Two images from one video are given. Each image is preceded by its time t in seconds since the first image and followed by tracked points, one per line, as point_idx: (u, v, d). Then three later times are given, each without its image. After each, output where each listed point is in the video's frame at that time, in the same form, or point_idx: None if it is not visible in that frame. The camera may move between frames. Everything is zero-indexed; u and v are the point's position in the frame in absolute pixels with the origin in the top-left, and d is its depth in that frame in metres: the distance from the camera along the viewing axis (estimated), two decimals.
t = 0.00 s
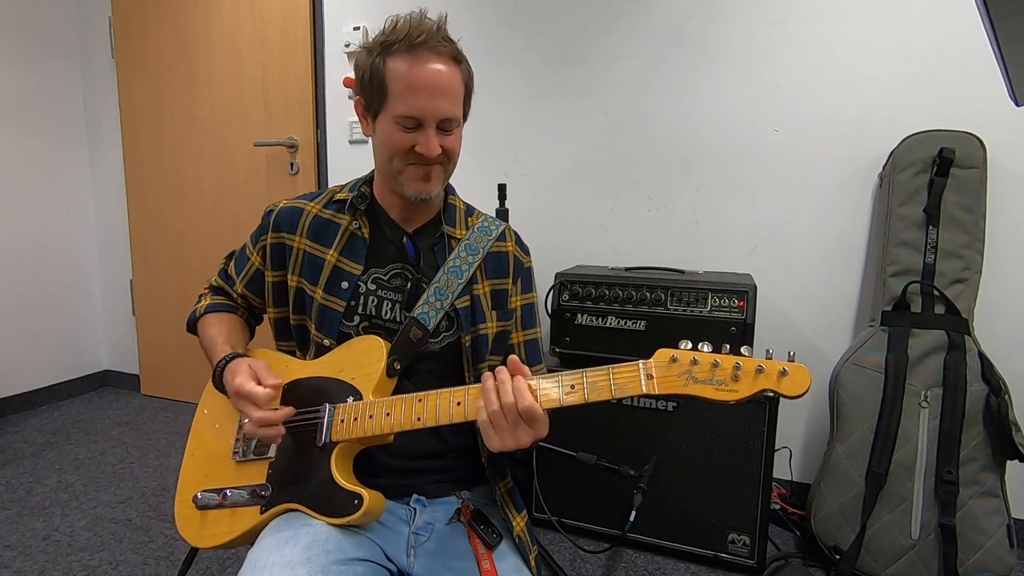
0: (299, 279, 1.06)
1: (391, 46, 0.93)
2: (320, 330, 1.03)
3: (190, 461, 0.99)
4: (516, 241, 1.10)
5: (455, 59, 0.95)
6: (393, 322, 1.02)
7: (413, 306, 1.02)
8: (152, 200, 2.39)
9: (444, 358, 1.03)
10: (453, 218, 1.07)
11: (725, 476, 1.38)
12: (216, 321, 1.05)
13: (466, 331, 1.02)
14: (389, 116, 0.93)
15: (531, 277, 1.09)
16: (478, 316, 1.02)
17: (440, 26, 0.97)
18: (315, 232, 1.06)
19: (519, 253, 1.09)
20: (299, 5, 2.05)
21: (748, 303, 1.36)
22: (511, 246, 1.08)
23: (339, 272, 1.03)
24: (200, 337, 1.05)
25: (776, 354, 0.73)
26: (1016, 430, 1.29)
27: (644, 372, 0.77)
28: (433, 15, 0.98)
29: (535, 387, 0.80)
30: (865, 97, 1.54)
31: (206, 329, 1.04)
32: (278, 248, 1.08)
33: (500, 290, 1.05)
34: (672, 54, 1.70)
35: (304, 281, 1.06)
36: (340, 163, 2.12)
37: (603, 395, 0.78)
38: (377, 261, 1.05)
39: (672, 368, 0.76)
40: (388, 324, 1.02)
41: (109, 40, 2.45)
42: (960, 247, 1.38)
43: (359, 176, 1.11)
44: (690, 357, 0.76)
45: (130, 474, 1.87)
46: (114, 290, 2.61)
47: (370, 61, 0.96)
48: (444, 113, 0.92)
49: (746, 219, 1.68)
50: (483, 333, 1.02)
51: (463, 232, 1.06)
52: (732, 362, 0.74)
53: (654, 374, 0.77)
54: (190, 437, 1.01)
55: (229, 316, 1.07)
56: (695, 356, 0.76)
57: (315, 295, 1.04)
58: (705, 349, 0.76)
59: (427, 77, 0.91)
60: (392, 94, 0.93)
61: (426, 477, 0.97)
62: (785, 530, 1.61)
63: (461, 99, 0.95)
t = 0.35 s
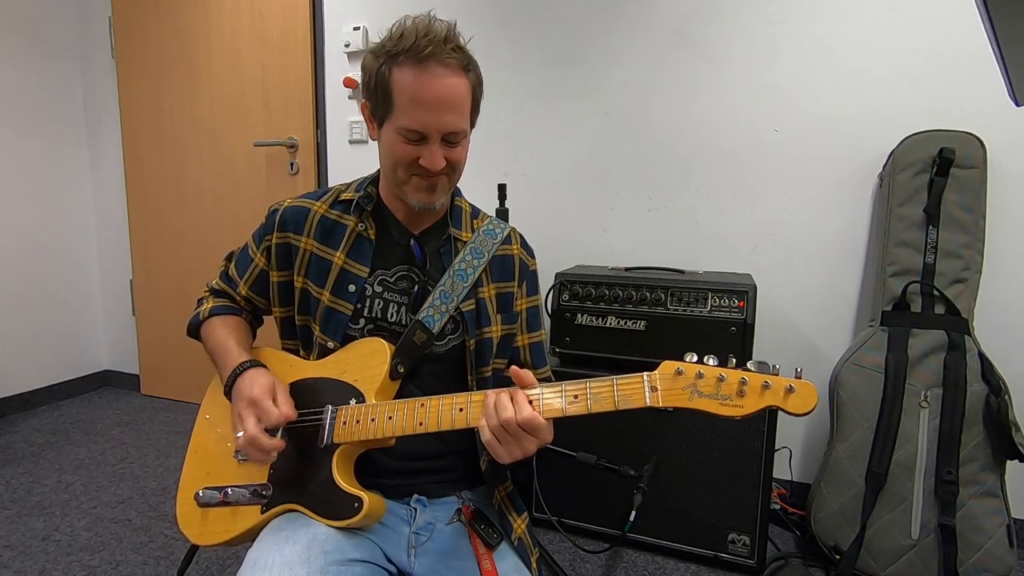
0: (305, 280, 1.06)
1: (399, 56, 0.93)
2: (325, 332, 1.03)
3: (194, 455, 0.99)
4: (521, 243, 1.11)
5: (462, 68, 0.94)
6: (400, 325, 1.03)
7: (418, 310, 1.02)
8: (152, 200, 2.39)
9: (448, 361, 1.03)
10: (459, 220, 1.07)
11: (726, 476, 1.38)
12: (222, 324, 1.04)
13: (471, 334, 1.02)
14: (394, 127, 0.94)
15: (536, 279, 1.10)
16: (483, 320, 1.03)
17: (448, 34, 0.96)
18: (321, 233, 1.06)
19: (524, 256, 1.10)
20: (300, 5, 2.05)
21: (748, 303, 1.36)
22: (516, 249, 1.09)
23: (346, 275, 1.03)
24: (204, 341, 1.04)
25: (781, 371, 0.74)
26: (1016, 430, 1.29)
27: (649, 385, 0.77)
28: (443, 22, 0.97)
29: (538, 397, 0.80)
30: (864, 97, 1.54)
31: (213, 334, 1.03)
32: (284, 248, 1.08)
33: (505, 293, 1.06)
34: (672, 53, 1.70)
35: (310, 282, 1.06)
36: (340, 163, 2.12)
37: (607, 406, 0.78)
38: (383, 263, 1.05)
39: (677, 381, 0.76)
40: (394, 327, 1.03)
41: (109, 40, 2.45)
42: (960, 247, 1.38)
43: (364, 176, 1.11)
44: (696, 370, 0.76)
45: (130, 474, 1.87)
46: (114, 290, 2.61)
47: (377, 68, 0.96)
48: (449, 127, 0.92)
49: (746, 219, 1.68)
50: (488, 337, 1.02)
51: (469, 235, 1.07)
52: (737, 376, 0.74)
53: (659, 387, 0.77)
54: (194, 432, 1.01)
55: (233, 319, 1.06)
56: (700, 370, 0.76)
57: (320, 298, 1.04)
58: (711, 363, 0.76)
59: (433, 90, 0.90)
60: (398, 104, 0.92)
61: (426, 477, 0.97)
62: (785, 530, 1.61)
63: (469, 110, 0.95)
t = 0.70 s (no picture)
0: (308, 278, 1.06)
1: (399, 63, 0.93)
2: (328, 332, 1.03)
3: (195, 453, 0.98)
4: (528, 248, 1.10)
5: (463, 74, 0.93)
6: (401, 327, 1.02)
7: (422, 312, 1.02)
8: (152, 200, 2.39)
9: (449, 363, 1.03)
10: (465, 222, 1.07)
11: (726, 476, 1.37)
12: (226, 321, 1.05)
13: (474, 338, 1.02)
14: (395, 134, 0.94)
15: (541, 285, 1.10)
16: (487, 324, 1.03)
17: (448, 38, 0.95)
18: (326, 232, 1.06)
19: (530, 261, 1.09)
20: (300, 5, 2.05)
21: (748, 303, 1.36)
22: (522, 253, 1.08)
23: (349, 275, 1.04)
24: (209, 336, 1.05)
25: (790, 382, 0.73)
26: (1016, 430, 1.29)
27: (656, 393, 0.77)
28: (444, 27, 0.97)
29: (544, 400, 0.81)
30: (864, 97, 1.54)
31: (218, 330, 1.04)
32: (287, 246, 1.08)
33: (509, 298, 1.06)
34: (672, 53, 1.70)
35: (312, 281, 1.06)
36: (340, 163, 2.12)
37: (613, 413, 0.78)
38: (386, 264, 1.05)
39: (684, 390, 0.76)
40: (396, 328, 1.03)
41: (109, 40, 2.45)
42: (960, 247, 1.38)
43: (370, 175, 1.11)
44: (703, 380, 0.76)
45: (130, 474, 1.87)
46: (114, 290, 2.61)
47: (379, 75, 0.96)
48: (449, 133, 0.91)
49: (747, 219, 1.68)
50: (491, 342, 1.03)
51: (475, 237, 1.06)
52: (746, 388, 0.74)
53: (666, 396, 0.76)
54: (196, 427, 1.01)
55: (239, 316, 1.07)
56: (708, 380, 0.75)
57: (323, 297, 1.04)
58: (718, 372, 0.75)
59: (431, 97, 0.90)
60: (398, 112, 0.93)
61: (427, 478, 0.97)
62: (785, 530, 1.61)
63: (469, 116, 0.94)
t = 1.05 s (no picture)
0: (308, 278, 1.07)
1: (405, 59, 0.93)
2: (328, 332, 1.04)
3: (193, 451, 0.98)
4: (528, 251, 1.10)
5: (468, 73, 0.94)
6: (401, 328, 1.03)
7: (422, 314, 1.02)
8: (152, 200, 2.39)
9: (448, 364, 1.04)
10: (466, 225, 1.06)
11: (726, 477, 1.37)
12: (227, 317, 1.06)
13: (473, 341, 1.03)
14: (398, 131, 0.94)
15: (539, 289, 1.08)
16: (486, 327, 1.03)
17: (455, 37, 0.95)
18: (326, 232, 1.06)
19: (530, 264, 1.09)
20: (299, 5, 2.05)
21: (748, 304, 1.36)
22: (522, 257, 1.08)
23: (349, 275, 1.04)
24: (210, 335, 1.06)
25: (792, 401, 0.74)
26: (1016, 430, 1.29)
27: (659, 406, 0.77)
28: (451, 26, 0.97)
29: (547, 408, 0.81)
30: (864, 96, 1.54)
31: (217, 327, 1.05)
32: (288, 246, 1.08)
33: (508, 301, 1.05)
34: (672, 53, 1.70)
35: (312, 281, 1.06)
36: (340, 163, 2.12)
37: (615, 425, 0.78)
38: (386, 264, 1.05)
39: (687, 405, 0.76)
40: (397, 329, 1.03)
41: (109, 40, 2.45)
42: (960, 247, 1.38)
43: (371, 175, 1.11)
44: (706, 395, 0.76)
45: (130, 474, 1.87)
46: (114, 290, 2.61)
47: (385, 71, 0.96)
48: (452, 131, 0.91)
49: (747, 219, 1.68)
50: (490, 345, 1.03)
51: (475, 240, 1.06)
52: (748, 404, 0.74)
53: (669, 410, 0.76)
54: (195, 420, 1.01)
55: (240, 314, 1.08)
56: (711, 396, 0.75)
57: (322, 297, 1.04)
58: (722, 388, 0.75)
59: (435, 94, 0.90)
60: (402, 108, 0.93)
61: (426, 478, 0.96)
62: (785, 530, 1.61)
63: (473, 115, 0.94)
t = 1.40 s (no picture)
0: (314, 278, 1.07)
1: (404, 61, 0.93)
2: (332, 332, 1.04)
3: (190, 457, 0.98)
4: (526, 252, 1.10)
5: (467, 75, 0.94)
6: (404, 327, 1.03)
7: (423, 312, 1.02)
8: (152, 200, 2.39)
9: (450, 364, 1.03)
10: (466, 226, 1.07)
11: (726, 476, 1.37)
12: (220, 337, 1.02)
13: (474, 339, 1.03)
14: (397, 132, 0.94)
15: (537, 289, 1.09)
16: (486, 326, 1.03)
17: (453, 39, 0.95)
18: (332, 232, 1.06)
19: (528, 265, 1.09)
20: (300, 5, 2.05)
21: (748, 303, 1.36)
22: (521, 258, 1.09)
23: (354, 276, 1.04)
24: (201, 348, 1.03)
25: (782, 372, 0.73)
26: (1016, 430, 1.29)
27: (652, 383, 0.77)
28: (449, 28, 0.97)
29: (544, 391, 0.82)
30: (864, 96, 1.54)
31: (210, 347, 1.01)
32: (293, 247, 1.08)
33: (507, 301, 1.06)
34: (672, 53, 1.70)
35: (318, 281, 1.06)
36: (340, 163, 2.12)
37: (610, 404, 0.78)
38: (390, 264, 1.05)
39: (679, 379, 0.76)
40: (399, 328, 1.03)
41: (109, 40, 2.45)
42: (960, 247, 1.38)
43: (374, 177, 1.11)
44: (698, 370, 0.75)
45: (130, 474, 1.87)
46: (114, 289, 2.61)
47: (384, 73, 0.96)
48: (451, 133, 0.91)
49: (747, 219, 1.68)
50: (489, 344, 1.03)
51: (475, 240, 1.06)
52: (738, 375, 0.73)
53: (662, 386, 0.76)
54: (191, 430, 1.01)
55: (234, 331, 1.05)
56: (702, 369, 0.75)
57: (328, 297, 1.04)
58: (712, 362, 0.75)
59: (434, 96, 0.90)
60: (402, 110, 0.93)
61: (425, 476, 0.96)
62: (785, 530, 1.61)
63: (472, 117, 0.94)
